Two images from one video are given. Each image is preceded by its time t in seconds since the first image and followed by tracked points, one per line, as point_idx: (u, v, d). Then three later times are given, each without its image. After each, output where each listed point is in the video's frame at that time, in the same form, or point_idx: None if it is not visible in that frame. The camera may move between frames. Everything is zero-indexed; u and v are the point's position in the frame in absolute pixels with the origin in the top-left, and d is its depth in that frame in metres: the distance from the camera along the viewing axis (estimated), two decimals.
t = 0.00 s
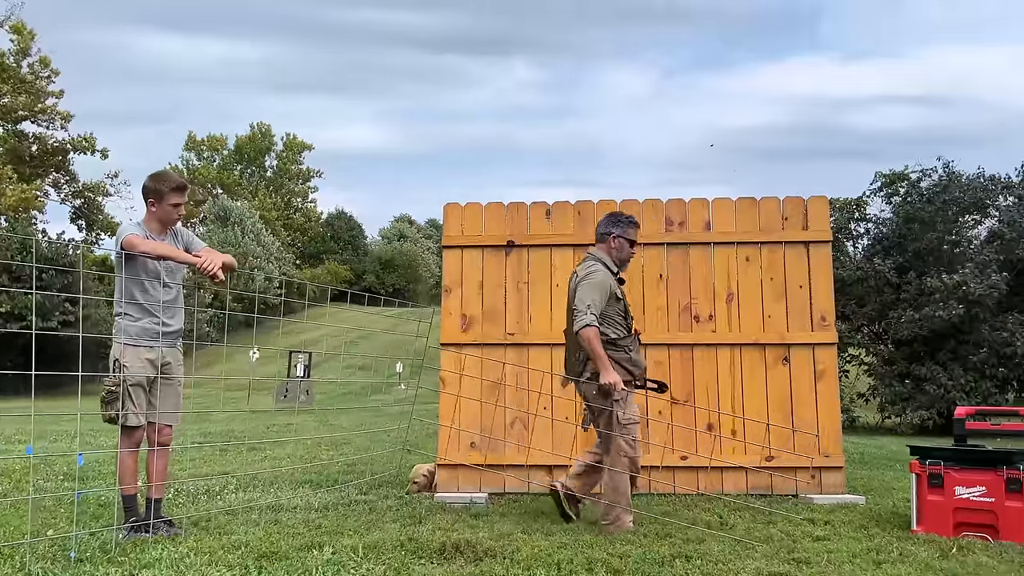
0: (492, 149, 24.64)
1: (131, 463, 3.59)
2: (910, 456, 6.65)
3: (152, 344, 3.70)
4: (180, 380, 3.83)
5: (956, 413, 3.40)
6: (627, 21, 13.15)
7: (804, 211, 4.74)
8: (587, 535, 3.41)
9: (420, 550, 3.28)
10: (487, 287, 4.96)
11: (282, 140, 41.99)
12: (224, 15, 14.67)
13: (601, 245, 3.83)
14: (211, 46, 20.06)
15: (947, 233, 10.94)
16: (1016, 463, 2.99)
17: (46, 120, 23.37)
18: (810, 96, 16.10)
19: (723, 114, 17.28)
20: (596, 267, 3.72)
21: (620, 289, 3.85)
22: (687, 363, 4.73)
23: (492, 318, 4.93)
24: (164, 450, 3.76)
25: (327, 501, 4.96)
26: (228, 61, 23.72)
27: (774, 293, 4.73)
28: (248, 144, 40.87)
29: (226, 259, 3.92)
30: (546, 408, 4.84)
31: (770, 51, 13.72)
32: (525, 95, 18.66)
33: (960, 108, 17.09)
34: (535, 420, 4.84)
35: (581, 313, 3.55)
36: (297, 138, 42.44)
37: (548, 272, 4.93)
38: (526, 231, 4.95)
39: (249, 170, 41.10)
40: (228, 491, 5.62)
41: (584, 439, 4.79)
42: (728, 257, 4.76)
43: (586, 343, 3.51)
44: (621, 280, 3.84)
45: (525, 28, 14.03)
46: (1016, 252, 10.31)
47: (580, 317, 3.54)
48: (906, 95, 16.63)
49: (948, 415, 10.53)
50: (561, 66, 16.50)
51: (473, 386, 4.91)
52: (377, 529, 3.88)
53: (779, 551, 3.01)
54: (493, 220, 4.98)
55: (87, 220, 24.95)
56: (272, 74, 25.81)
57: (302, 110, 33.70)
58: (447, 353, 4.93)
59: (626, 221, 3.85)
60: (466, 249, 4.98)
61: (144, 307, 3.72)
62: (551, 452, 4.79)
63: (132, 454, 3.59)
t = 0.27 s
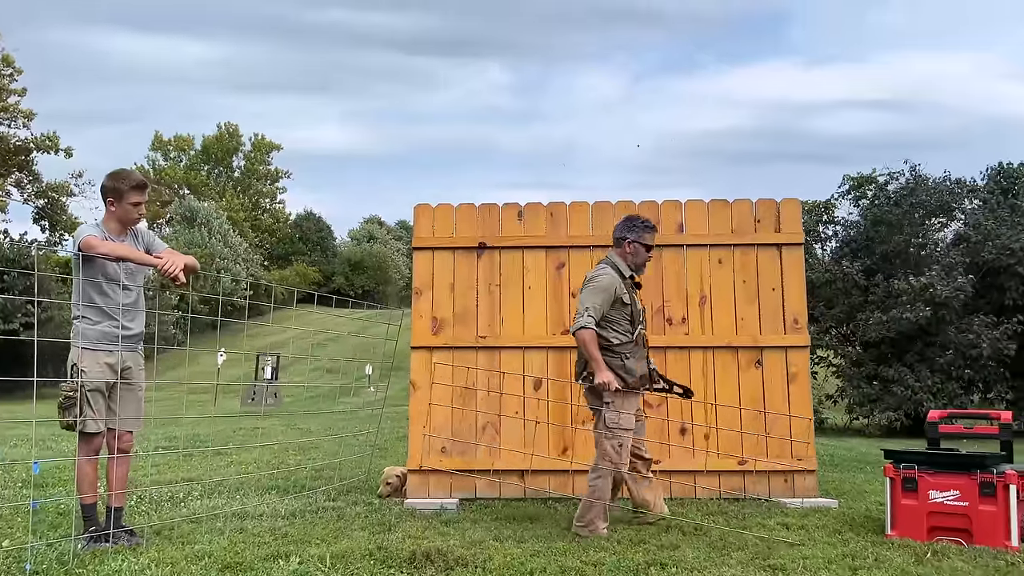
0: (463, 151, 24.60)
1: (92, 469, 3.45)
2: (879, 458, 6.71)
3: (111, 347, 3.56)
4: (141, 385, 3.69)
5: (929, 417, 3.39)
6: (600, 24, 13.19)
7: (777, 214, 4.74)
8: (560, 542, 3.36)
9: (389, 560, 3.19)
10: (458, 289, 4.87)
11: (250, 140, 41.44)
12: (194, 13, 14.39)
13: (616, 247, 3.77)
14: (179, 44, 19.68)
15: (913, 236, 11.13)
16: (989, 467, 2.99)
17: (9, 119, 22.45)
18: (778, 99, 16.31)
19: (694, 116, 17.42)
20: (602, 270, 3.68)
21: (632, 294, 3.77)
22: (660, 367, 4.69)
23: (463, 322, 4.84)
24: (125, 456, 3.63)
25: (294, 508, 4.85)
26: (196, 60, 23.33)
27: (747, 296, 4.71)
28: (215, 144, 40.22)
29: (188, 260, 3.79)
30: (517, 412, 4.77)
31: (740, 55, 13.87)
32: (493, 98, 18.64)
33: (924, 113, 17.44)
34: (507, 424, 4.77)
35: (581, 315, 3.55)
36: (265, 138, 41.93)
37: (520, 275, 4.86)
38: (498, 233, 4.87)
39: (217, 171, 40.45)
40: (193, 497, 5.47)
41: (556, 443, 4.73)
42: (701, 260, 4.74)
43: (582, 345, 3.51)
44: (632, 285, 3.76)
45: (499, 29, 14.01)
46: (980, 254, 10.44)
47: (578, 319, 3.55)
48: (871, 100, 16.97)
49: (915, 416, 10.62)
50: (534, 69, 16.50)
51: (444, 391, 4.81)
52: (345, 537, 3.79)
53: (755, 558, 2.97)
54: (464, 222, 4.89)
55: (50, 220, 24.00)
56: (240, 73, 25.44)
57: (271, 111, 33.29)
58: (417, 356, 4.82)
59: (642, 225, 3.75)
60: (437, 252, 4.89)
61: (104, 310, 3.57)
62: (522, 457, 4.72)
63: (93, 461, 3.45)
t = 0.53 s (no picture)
0: (439, 152, 24.49)
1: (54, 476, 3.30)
2: (856, 459, 6.72)
3: (74, 352, 3.40)
4: (105, 389, 3.53)
5: (912, 420, 3.39)
6: (579, 26, 13.18)
7: (756, 214, 4.70)
8: (541, 550, 3.27)
9: (364, 570, 3.08)
10: (434, 291, 4.77)
11: (223, 140, 40.84)
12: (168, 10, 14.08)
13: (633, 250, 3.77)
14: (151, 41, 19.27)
15: (887, 237, 11.25)
16: (973, 471, 2.94)
17: None
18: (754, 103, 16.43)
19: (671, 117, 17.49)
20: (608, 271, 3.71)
21: (645, 297, 3.72)
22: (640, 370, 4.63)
23: (439, 324, 4.74)
24: (89, 464, 3.48)
25: (266, 515, 4.70)
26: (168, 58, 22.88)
27: (727, 298, 4.66)
28: (188, 143, 39.50)
29: (153, 260, 3.64)
30: (494, 416, 4.68)
31: (716, 58, 13.94)
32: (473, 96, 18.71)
33: (896, 117, 17.67)
34: (484, 427, 4.67)
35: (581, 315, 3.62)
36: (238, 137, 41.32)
37: (497, 276, 4.76)
38: (475, 232, 4.78)
39: (189, 170, 39.74)
40: (161, 505, 5.30)
41: (534, 448, 4.64)
42: (680, 261, 4.68)
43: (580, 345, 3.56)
44: (643, 288, 3.72)
45: (477, 31, 13.93)
46: (954, 255, 10.52)
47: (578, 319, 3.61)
48: (844, 103, 17.18)
49: (888, 417, 10.68)
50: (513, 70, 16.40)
51: (419, 394, 4.70)
52: (319, 546, 3.67)
53: (739, 565, 2.90)
54: (441, 221, 4.80)
55: (18, 220, 23.49)
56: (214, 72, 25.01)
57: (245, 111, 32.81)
58: (392, 359, 4.71)
59: (658, 229, 3.69)
60: (412, 252, 4.79)
61: (66, 312, 3.41)
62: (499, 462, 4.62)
63: (56, 468, 3.30)
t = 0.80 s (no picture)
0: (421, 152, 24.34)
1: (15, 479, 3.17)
2: (839, 459, 6.70)
3: (35, 350, 3.24)
4: (68, 389, 3.38)
5: (900, 419, 3.33)
6: (562, 26, 13.12)
7: (740, 211, 4.63)
8: (522, 555, 3.16)
9: None
10: (412, 288, 4.65)
11: (201, 139, 40.38)
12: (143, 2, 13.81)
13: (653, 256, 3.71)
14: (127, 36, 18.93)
15: (867, 236, 11.31)
16: (963, 472, 2.89)
17: None
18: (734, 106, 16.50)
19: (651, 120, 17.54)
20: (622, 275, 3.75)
21: (655, 305, 3.66)
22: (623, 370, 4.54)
23: (417, 322, 4.62)
24: (52, 466, 3.33)
25: (238, 519, 4.54)
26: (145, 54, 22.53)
27: (711, 295, 4.58)
28: (165, 142, 38.99)
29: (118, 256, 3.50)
30: (474, 417, 4.56)
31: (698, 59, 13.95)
32: (449, 99, 18.39)
33: (875, 119, 17.80)
34: (463, 428, 4.55)
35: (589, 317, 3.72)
36: (217, 137, 40.86)
37: (478, 273, 4.65)
38: (455, 229, 4.67)
39: (166, 170, 39.21)
40: (130, 508, 5.13)
41: (514, 449, 4.53)
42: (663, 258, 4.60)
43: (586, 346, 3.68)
44: (652, 297, 3.66)
45: (458, 33, 13.83)
46: (933, 255, 10.59)
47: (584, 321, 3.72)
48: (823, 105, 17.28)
49: (868, 416, 10.71)
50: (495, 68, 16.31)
51: (396, 394, 4.58)
52: (292, 551, 3.53)
53: (726, 569, 2.82)
54: (419, 217, 4.69)
55: None
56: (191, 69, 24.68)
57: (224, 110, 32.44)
58: (369, 358, 4.58)
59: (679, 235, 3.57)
60: (390, 248, 4.66)
61: (26, 309, 3.25)
62: (478, 463, 4.51)
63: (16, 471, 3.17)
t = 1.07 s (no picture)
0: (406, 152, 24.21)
1: None
2: (824, 456, 6.67)
3: None
4: (34, 382, 3.26)
5: (888, 412, 3.26)
6: (549, 25, 13.05)
7: (726, 203, 4.58)
8: (504, 551, 3.07)
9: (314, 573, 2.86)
10: (393, 281, 4.55)
11: (184, 138, 40.01)
12: None
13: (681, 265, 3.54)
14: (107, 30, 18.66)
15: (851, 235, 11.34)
16: (952, 465, 2.83)
17: None
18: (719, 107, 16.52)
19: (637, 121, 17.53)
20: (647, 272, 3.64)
21: (666, 314, 3.55)
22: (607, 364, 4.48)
23: (398, 315, 4.52)
24: (17, 461, 3.22)
25: (213, 517, 4.42)
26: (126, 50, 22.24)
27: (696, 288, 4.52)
28: (147, 141, 38.58)
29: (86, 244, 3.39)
30: (455, 412, 4.47)
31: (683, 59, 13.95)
32: (433, 100, 18.07)
33: (859, 119, 17.87)
34: (445, 423, 4.46)
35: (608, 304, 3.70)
36: (199, 136, 40.51)
37: (460, 265, 4.56)
38: (436, 220, 4.58)
39: (148, 169, 38.78)
40: (103, 506, 4.98)
41: (497, 444, 4.44)
42: (648, 251, 4.54)
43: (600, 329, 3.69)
44: (664, 305, 3.54)
45: (444, 33, 13.73)
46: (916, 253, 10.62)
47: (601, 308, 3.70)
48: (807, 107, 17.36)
49: (852, 415, 10.71)
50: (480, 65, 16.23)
51: (376, 389, 4.47)
52: (266, 548, 3.43)
53: (712, 565, 2.75)
54: (400, 208, 4.59)
55: None
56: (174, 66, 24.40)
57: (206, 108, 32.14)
58: (348, 352, 4.48)
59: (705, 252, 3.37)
60: (370, 240, 4.56)
61: None
62: (460, 459, 4.41)
63: None
